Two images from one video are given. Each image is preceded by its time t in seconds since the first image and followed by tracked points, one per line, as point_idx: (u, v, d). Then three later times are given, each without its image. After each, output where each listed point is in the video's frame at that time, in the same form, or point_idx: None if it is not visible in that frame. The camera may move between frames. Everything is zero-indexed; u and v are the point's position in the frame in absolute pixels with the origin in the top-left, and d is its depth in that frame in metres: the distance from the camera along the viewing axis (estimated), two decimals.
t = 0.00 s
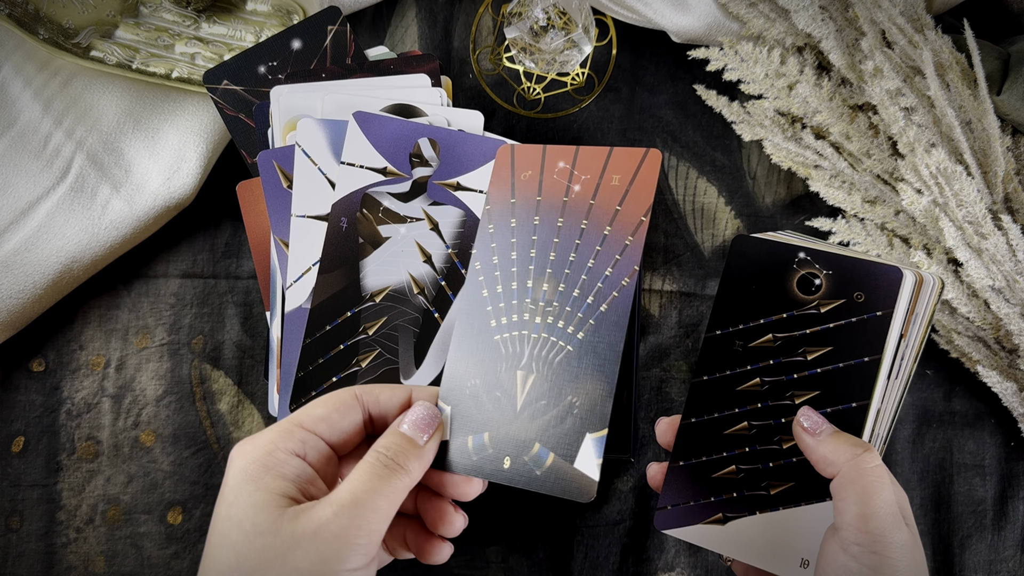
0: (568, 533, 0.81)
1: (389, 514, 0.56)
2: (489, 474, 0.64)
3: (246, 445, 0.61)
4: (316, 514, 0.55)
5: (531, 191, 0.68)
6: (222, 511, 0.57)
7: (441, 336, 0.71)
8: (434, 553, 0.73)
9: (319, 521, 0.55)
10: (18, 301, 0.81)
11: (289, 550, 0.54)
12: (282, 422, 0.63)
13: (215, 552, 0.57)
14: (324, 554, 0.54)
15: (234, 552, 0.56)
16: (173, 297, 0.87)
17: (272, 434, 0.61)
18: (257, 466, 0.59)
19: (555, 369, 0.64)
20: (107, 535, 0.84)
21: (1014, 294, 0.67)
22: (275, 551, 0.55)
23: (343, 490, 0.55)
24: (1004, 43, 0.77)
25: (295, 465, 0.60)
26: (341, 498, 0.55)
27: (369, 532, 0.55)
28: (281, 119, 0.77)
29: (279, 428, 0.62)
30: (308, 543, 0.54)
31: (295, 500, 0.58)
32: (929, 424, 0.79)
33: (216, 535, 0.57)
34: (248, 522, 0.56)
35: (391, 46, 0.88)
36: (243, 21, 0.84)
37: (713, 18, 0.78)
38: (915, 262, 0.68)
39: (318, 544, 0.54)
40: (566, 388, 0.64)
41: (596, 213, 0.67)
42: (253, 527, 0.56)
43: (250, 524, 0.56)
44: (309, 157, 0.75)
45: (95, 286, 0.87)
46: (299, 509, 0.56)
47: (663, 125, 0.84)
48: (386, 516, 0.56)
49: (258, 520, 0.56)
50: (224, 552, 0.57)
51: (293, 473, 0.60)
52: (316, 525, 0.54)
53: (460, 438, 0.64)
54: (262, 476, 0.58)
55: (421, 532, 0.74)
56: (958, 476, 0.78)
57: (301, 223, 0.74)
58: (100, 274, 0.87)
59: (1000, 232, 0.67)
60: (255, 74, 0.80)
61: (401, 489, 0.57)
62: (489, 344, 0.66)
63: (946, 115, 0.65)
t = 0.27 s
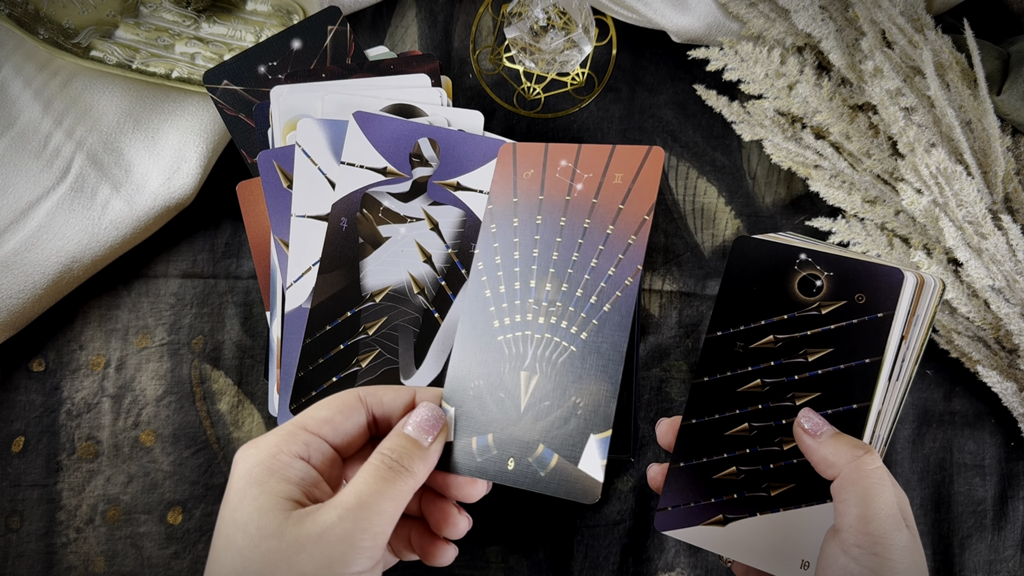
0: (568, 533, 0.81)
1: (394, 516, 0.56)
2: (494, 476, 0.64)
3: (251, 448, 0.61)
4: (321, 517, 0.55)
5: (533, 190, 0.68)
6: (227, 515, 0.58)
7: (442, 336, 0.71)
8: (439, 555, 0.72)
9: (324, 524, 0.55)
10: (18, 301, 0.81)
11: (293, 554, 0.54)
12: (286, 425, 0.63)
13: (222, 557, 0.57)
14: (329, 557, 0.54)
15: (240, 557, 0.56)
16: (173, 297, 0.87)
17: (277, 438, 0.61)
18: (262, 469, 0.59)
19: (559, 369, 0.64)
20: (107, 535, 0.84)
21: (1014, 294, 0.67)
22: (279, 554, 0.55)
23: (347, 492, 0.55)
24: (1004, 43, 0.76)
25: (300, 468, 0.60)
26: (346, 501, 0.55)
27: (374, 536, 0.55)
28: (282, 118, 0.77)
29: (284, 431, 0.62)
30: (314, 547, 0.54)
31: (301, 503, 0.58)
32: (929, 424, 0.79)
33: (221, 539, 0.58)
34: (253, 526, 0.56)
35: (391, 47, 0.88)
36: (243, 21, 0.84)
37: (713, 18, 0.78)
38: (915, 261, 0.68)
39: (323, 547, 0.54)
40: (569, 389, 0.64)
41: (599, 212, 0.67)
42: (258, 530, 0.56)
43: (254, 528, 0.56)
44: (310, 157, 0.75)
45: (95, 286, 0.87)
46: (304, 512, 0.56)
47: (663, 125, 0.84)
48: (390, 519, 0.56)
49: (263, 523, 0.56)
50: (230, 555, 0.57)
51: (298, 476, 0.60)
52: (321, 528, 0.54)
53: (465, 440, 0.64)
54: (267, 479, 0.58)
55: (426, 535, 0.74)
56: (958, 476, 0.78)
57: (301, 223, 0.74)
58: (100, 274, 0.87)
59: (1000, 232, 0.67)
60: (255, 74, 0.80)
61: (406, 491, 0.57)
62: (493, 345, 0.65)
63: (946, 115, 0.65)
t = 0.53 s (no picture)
0: (568, 533, 0.81)
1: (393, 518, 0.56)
2: (493, 477, 0.64)
3: (250, 449, 0.61)
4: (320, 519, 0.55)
5: (530, 192, 0.68)
6: (226, 517, 0.58)
7: (441, 336, 0.71)
8: (438, 557, 0.73)
9: (323, 526, 0.55)
10: (18, 301, 0.81)
11: (293, 555, 0.54)
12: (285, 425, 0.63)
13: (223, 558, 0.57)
14: (329, 559, 0.54)
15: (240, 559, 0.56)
16: (173, 297, 0.87)
17: (277, 439, 0.61)
18: (261, 471, 0.59)
19: (557, 371, 0.65)
20: (108, 535, 0.84)
21: (1014, 294, 0.67)
22: (278, 555, 0.55)
23: (346, 494, 0.55)
24: (1004, 43, 0.76)
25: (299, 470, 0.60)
26: (346, 503, 0.55)
27: (374, 538, 0.55)
28: (280, 119, 0.77)
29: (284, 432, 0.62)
30: (313, 548, 0.54)
31: (300, 505, 0.58)
32: (929, 424, 0.79)
33: (220, 541, 0.58)
34: (253, 527, 0.56)
35: (391, 47, 0.88)
36: (243, 21, 0.84)
37: (713, 18, 0.78)
38: (915, 261, 0.67)
39: (323, 548, 0.54)
40: (567, 391, 0.64)
41: (595, 214, 0.67)
42: (257, 532, 0.56)
43: (254, 529, 0.56)
44: (308, 158, 0.75)
45: (95, 286, 0.87)
46: (304, 514, 0.56)
47: (663, 125, 0.84)
48: (389, 522, 0.56)
49: (263, 525, 0.56)
50: (229, 557, 0.57)
51: (298, 478, 0.60)
52: (320, 530, 0.55)
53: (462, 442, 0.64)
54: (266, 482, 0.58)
55: (425, 537, 0.74)
56: (957, 476, 0.78)
57: (301, 223, 0.74)
58: (100, 274, 0.87)
59: (1000, 232, 0.67)
60: (255, 74, 0.80)
61: (405, 493, 0.57)
62: (491, 347, 0.66)
63: (946, 115, 0.65)
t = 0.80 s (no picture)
0: (568, 533, 0.81)
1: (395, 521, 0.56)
2: (495, 480, 0.65)
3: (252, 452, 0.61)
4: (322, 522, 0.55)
5: (531, 196, 0.68)
6: (227, 519, 0.57)
7: (442, 336, 0.71)
8: (436, 561, 0.72)
9: (325, 529, 0.55)
10: (18, 301, 0.81)
11: (294, 558, 0.54)
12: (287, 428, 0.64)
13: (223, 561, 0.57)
14: (330, 561, 0.54)
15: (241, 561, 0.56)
16: (173, 297, 0.87)
17: (278, 442, 0.61)
18: (262, 474, 0.59)
19: (558, 375, 0.65)
20: (108, 535, 0.84)
21: (1014, 294, 0.67)
22: (280, 557, 0.55)
23: (348, 498, 0.55)
24: (1004, 43, 0.76)
25: (300, 473, 0.60)
26: (347, 507, 0.55)
27: (375, 541, 0.55)
28: (282, 118, 0.77)
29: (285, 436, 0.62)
30: (314, 551, 0.54)
31: (301, 508, 0.58)
32: (929, 424, 0.79)
33: (221, 544, 0.57)
34: (254, 530, 0.56)
35: (391, 47, 0.88)
36: (243, 21, 0.84)
37: (713, 18, 0.78)
38: (915, 261, 0.67)
39: (324, 551, 0.54)
40: (568, 394, 0.64)
41: (596, 218, 0.66)
42: (259, 535, 0.56)
43: (255, 532, 0.56)
44: (310, 157, 0.75)
45: (95, 286, 0.87)
46: (305, 517, 0.56)
47: (663, 125, 0.84)
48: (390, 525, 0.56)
49: (264, 528, 0.56)
50: (230, 559, 0.57)
51: (299, 480, 0.60)
52: (322, 533, 0.55)
53: (463, 445, 0.65)
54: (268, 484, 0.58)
55: (424, 540, 0.74)
56: (957, 476, 0.78)
57: (301, 223, 0.74)
58: (100, 274, 0.87)
59: (1000, 232, 0.67)
60: (255, 74, 0.80)
61: (407, 496, 0.57)
62: (492, 351, 0.66)
63: (946, 115, 0.65)
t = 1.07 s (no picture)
0: (567, 532, 0.81)
1: (398, 525, 0.56)
2: (497, 482, 0.65)
3: (255, 453, 0.61)
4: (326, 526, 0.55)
5: (533, 196, 0.67)
6: (229, 522, 0.58)
7: (442, 337, 0.71)
8: (437, 562, 0.72)
9: (328, 532, 0.55)
10: (18, 301, 0.81)
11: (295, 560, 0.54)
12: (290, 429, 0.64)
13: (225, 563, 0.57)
14: (333, 564, 0.54)
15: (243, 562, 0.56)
16: (173, 297, 0.87)
17: (280, 444, 0.62)
18: (264, 476, 0.59)
19: (560, 376, 0.65)
20: (108, 536, 0.84)
21: (1014, 294, 0.67)
22: (283, 559, 0.55)
23: (351, 501, 0.55)
24: (1004, 43, 0.76)
25: (303, 476, 0.60)
26: (351, 510, 0.55)
27: (377, 545, 0.55)
28: (280, 119, 0.77)
29: (288, 438, 0.62)
30: (317, 554, 0.54)
31: (304, 511, 0.58)
32: (929, 424, 0.79)
33: (222, 544, 0.58)
34: (257, 533, 0.56)
35: (391, 47, 0.88)
36: (243, 21, 0.84)
37: (713, 18, 0.78)
38: (915, 261, 0.67)
39: (327, 554, 0.54)
40: (570, 395, 0.65)
41: (598, 219, 0.66)
42: (261, 537, 0.56)
43: (258, 534, 0.56)
44: (308, 158, 0.75)
45: (96, 286, 0.87)
46: (308, 520, 0.56)
47: (663, 125, 0.84)
48: (394, 529, 0.56)
49: (267, 530, 0.56)
50: (232, 560, 0.57)
51: (302, 483, 0.60)
52: (326, 537, 0.54)
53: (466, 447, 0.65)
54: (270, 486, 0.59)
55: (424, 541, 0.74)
56: (957, 476, 0.78)
57: (301, 223, 0.74)
58: (100, 274, 0.87)
59: (1000, 232, 0.67)
60: (255, 74, 0.80)
61: (410, 498, 0.57)
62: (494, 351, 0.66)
63: (947, 115, 0.65)
